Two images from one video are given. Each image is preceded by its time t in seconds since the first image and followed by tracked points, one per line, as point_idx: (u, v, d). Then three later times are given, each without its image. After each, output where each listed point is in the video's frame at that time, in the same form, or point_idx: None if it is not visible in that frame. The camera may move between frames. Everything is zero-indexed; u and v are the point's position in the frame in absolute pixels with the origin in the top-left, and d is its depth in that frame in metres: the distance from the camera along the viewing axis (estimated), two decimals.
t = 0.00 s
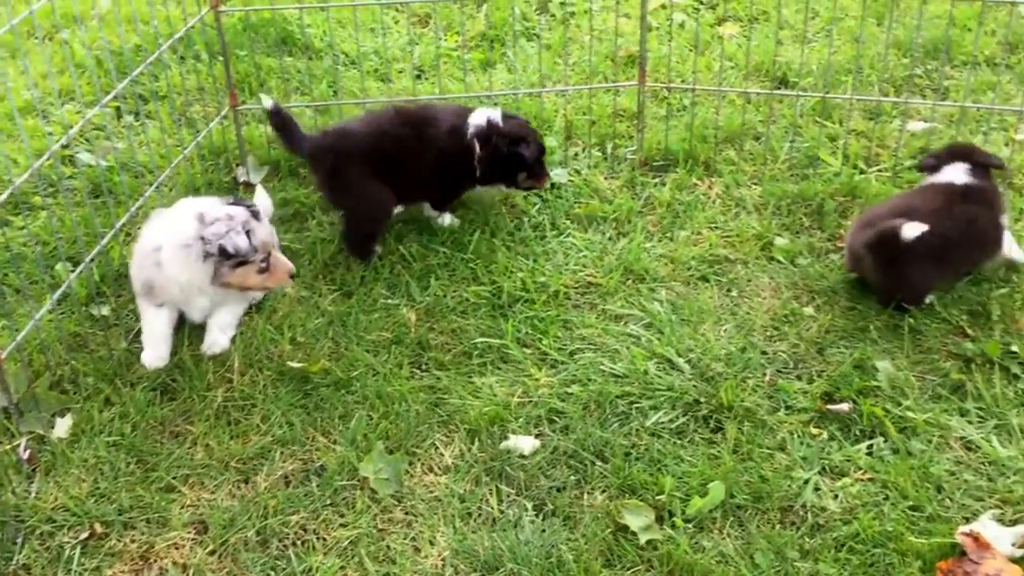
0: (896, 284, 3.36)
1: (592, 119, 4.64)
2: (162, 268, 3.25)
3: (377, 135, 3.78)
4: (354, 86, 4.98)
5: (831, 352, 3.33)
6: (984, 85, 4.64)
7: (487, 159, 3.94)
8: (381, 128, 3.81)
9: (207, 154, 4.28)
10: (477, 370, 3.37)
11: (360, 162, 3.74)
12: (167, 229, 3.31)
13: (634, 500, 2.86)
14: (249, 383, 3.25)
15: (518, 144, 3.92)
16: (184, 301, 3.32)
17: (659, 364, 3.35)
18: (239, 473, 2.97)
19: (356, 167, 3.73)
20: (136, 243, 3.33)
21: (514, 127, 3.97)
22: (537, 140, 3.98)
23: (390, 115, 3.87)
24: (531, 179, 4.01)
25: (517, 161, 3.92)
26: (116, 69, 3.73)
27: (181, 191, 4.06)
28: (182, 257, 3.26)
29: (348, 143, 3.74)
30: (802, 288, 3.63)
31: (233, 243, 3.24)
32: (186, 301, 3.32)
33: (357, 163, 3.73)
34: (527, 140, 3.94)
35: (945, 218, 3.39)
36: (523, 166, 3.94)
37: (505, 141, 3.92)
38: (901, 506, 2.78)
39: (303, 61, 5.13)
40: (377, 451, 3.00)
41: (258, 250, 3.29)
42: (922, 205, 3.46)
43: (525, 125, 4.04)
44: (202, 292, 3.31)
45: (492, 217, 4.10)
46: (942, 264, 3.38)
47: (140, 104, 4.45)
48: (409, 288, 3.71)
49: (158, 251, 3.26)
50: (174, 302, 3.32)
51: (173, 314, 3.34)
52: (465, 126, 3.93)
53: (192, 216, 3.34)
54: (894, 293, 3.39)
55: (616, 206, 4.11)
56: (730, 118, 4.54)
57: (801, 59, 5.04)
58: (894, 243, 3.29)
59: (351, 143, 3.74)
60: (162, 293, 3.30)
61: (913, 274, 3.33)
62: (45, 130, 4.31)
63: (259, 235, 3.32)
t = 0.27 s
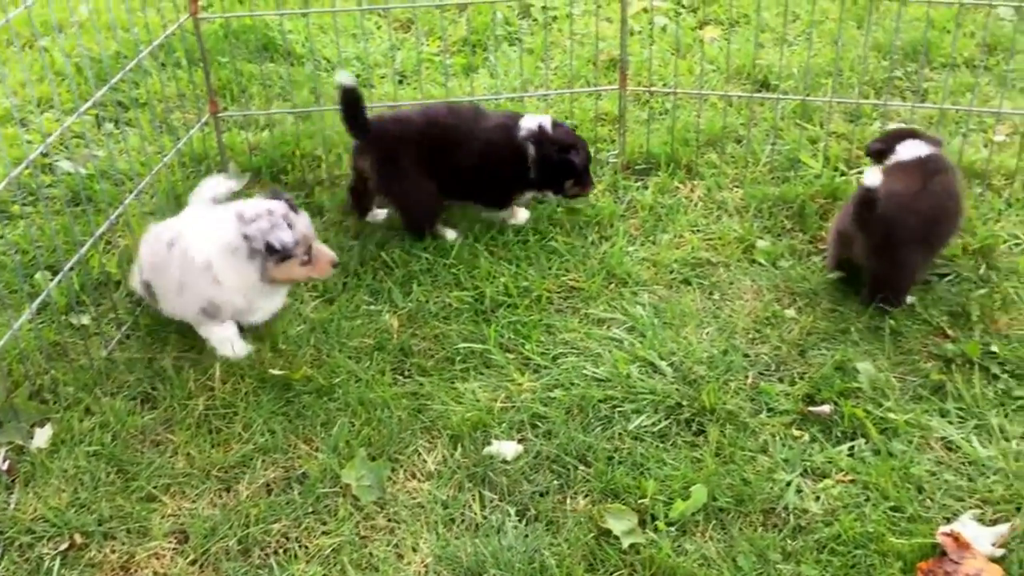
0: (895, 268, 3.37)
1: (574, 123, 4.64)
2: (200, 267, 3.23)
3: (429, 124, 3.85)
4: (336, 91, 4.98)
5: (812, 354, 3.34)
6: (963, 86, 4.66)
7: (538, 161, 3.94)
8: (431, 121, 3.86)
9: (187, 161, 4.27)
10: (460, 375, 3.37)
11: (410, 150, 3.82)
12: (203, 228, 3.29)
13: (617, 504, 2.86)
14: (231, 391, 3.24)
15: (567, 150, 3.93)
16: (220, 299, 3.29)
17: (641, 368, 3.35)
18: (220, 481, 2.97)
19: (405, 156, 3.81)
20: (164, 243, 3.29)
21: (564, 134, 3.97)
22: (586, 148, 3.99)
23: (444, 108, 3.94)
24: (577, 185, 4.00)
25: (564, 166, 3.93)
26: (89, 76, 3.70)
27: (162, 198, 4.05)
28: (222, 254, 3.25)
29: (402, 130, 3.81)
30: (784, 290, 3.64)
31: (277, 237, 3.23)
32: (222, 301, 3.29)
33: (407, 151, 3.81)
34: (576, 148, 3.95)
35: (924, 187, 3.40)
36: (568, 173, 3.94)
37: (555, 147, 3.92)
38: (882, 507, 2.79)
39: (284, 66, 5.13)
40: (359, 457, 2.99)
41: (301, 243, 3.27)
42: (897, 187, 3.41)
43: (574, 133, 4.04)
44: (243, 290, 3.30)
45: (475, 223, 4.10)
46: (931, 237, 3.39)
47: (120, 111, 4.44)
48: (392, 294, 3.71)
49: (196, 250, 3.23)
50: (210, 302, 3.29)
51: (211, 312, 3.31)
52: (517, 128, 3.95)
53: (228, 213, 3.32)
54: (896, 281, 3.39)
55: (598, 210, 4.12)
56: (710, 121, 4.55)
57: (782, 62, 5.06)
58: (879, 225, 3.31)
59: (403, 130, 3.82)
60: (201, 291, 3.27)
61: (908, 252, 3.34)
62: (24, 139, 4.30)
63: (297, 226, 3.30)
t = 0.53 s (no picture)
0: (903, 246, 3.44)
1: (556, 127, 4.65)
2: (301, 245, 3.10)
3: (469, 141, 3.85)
4: (318, 97, 4.97)
5: (794, 356, 3.35)
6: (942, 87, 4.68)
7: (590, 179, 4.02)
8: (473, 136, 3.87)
9: (168, 169, 4.26)
10: (443, 381, 3.36)
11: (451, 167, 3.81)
12: (293, 210, 3.18)
13: (599, 508, 2.86)
14: (213, 399, 3.23)
15: (613, 161, 4.00)
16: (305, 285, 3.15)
17: (624, 372, 3.36)
18: (202, 490, 2.96)
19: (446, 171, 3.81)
20: (240, 219, 3.12)
21: (606, 146, 4.05)
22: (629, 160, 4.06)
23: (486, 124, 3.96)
24: (623, 194, 4.05)
25: (610, 177, 4.00)
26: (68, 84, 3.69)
27: (142, 206, 4.04)
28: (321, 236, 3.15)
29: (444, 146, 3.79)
30: (765, 292, 3.65)
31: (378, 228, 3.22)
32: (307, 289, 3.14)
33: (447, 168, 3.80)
34: (621, 158, 4.02)
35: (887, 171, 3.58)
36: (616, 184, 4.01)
37: (600, 158, 4.01)
38: (863, 508, 2.80)
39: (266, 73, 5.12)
40: (341, 465, 2.99)
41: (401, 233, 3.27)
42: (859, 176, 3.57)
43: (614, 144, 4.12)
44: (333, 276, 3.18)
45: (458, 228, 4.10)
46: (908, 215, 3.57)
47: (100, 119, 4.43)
48: (374, 300, 3.71)
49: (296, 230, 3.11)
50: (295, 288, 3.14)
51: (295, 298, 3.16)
52: (562, 148, 4.01)
53: (313, 199, 3.25)
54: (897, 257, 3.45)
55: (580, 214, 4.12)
56: (692, 124, 4.56)
57: (763, 66, 5.07)
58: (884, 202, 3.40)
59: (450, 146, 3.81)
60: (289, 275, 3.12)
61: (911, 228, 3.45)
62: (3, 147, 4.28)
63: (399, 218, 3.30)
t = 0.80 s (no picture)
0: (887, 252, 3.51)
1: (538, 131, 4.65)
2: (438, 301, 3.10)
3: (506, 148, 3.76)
4: (300, 102, 4.96)
5: (776, 358, 3.36)
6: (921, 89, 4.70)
7: (619, 156, 3.94)
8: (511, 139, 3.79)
9: (148, 176, 4.25)
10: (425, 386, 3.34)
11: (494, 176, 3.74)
12: (426, 256, 3.15)
13: (582, 513, 2.86)
14: (194, 408, 3.22)
15: (644, 136, 3.95)
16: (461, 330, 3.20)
17: (606, 375, 3.36)
18: (183, 499, 2.95)
19: (497, 182, 3.74)
20: (371, 273, 3.04)
21: (634, 119, 3.97)
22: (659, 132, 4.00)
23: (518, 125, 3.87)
24: (656, 171, 4.00)
25: (648, 152, 3.95)
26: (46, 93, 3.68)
27: (122, 214, 4.02)
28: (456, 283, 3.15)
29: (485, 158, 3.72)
30: (747, 295, 3.66)
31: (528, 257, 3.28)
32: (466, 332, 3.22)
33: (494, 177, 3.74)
34: (652, 131, 3.96)
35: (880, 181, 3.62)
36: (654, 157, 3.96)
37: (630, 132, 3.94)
38: (845, 509, 2.80)
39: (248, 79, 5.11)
40: (323, 472, 2.98)
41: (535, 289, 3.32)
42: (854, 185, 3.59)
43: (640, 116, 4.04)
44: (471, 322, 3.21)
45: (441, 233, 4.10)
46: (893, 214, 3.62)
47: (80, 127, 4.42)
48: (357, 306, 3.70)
49: (427, 281, 3.08)
50: (445, 329, 3.17)
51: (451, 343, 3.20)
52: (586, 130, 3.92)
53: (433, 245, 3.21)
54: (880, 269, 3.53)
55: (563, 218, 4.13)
56: (673, 128, 4.57)
57: (744, 68, 5.09)
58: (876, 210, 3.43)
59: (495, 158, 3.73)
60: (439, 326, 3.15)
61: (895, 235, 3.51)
62: None
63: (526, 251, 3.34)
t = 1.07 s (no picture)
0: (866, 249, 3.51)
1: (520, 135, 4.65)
2: (559, 251, 3.09)
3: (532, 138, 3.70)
4: (281, 108, 4.95)
5: (758, 360, 3.36)
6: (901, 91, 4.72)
7: (661, 146, 3.80)
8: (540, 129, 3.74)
9: (128, 184, 4.24)
10: (407, 393, 3.34)
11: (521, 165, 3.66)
12: (536, 213, 3.19)
13: (565, 518, 2.86)
14: (174, 417, 3.21)
15: (685, 128, 3.85)
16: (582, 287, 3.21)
17: (589, 379, 3.36)
18: (163, 509, 2.93)
19: (527, 174, 3.65)
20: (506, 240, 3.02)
21: (673, 113, 3.87)
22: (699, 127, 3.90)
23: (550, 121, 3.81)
24: (695, 164, 3.89)
25: (689, 144, 3.85)
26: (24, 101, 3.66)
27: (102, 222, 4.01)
28: (578, 233, 3.19)
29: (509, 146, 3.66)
30: (729, 298, 3.66)
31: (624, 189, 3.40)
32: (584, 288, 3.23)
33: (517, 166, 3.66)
34: (691, 124, 3.86)
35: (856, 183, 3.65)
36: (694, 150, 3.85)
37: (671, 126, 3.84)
38: (827, 511, 2.81)
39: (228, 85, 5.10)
40: (305, 479, 2.97)
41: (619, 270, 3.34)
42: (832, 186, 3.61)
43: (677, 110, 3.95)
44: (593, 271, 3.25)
45: (423, 239, 4.10)
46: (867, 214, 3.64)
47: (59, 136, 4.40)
48: (339, 312, 3.69)
49: (558, 245, 3.09)
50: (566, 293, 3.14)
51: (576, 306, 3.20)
52: (625, 122, 3.80)
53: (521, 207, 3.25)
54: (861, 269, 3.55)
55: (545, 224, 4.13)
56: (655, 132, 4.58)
57: (725, 72, 5.10)
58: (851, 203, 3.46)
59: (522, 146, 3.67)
60: (574, 282, 3.16)
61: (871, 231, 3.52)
62: None
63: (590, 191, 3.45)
